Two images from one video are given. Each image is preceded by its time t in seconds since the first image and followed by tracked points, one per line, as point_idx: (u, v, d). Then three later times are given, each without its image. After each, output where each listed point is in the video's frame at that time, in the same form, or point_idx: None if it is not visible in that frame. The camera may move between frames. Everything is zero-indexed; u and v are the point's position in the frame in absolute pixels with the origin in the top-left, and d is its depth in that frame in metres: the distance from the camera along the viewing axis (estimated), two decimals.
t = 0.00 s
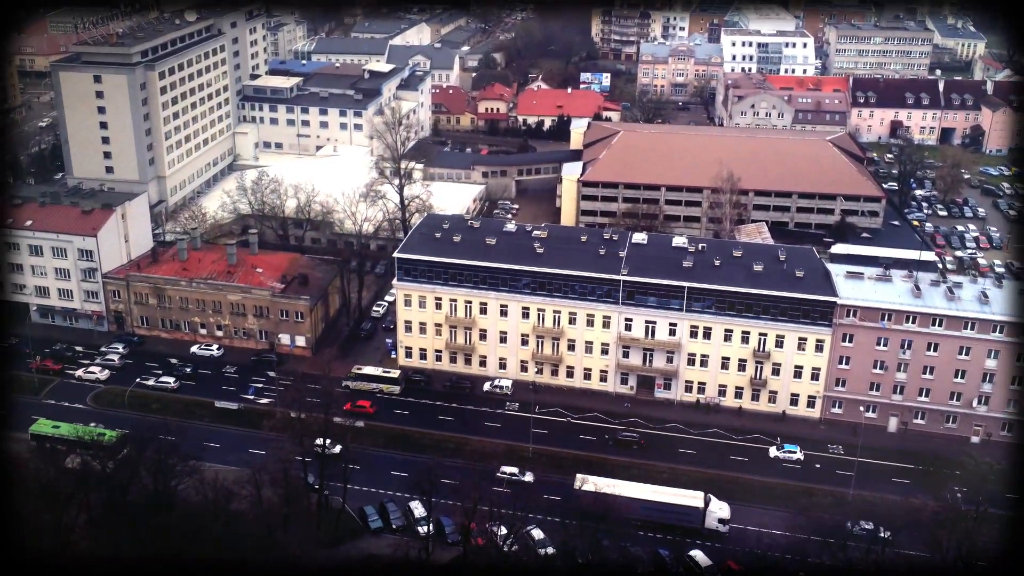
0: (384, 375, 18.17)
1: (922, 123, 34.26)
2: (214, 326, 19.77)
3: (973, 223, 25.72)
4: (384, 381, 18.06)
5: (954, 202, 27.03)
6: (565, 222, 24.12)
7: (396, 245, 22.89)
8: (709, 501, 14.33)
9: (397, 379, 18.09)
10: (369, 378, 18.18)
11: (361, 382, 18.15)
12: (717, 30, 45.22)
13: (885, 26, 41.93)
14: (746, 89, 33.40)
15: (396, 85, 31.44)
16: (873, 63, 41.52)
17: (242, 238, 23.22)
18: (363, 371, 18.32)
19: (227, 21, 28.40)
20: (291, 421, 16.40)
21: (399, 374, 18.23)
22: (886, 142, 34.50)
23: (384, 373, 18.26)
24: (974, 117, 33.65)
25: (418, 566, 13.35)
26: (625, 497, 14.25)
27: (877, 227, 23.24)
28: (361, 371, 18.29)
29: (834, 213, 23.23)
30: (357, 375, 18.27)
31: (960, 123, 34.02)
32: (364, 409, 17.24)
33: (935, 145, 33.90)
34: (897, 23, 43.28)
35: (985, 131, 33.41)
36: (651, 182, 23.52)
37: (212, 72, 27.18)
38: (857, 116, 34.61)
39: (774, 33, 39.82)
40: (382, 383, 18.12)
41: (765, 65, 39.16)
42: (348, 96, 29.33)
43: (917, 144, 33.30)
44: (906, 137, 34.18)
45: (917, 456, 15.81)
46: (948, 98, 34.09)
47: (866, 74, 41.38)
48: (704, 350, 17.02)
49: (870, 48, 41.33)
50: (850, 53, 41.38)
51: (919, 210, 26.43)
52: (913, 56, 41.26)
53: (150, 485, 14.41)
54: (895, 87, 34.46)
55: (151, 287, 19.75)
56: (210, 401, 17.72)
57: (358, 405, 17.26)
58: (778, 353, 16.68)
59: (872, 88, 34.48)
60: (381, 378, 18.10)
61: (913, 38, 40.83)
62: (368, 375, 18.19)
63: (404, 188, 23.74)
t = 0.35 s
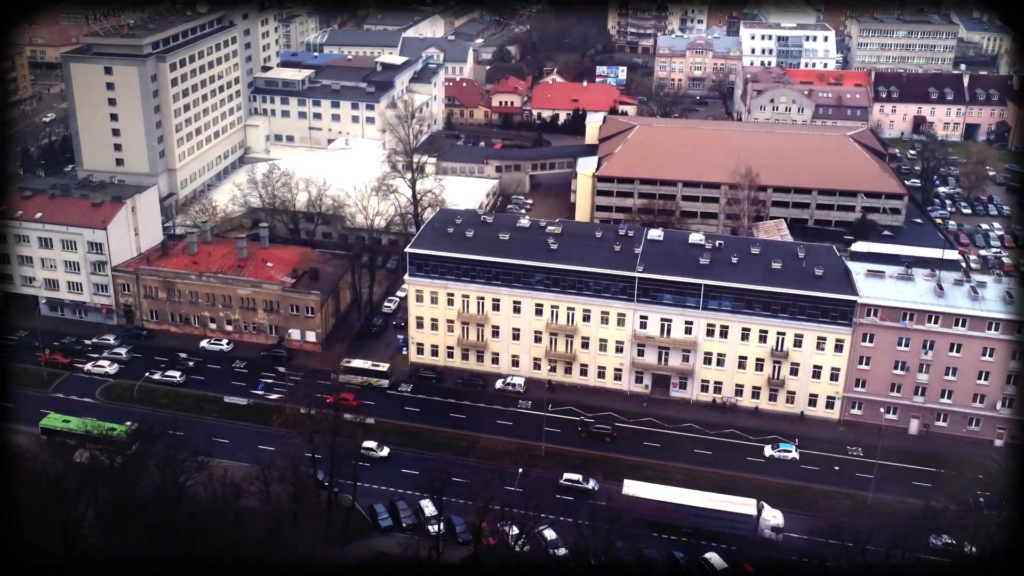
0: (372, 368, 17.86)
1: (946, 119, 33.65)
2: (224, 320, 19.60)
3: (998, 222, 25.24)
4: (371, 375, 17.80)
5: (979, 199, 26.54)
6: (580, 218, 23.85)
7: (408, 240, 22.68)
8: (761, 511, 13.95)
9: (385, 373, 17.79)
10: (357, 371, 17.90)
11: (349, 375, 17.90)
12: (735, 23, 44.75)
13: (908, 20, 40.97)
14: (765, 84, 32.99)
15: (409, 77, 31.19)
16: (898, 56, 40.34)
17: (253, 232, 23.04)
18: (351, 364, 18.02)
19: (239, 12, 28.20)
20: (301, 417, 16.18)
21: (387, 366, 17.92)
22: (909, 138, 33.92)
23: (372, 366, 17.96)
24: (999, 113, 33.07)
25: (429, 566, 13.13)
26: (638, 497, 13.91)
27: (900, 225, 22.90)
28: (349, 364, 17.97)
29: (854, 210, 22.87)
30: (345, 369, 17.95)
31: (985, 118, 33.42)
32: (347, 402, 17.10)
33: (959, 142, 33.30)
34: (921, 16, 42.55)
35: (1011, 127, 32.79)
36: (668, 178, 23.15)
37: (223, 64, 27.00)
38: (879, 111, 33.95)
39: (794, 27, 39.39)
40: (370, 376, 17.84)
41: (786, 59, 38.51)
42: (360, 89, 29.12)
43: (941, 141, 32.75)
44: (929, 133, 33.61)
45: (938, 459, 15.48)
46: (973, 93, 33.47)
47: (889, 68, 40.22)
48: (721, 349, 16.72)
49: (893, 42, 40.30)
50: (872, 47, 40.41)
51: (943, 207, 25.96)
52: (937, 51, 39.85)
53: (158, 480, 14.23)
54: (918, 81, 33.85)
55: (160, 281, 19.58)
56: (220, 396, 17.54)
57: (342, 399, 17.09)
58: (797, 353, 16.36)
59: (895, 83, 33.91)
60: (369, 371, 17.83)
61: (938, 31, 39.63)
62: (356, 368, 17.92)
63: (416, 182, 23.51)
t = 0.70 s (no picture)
0: (363, 360, 18.00)
1: (973, 114, 32.97)
2: (235, 314, 19.39)
3: None
4: (361, 367, 17.92)
5: (1006, 197, 25.98)
6: (597, 213, 23.57)
7: (422, 234, 22.43)
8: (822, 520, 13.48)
9: (375, 365, 17.92)
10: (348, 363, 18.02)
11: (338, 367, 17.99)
12: (757, 15, 44.19)
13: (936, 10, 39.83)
14: (787, 77, 32.52)
15: (424, 69, 30.91)
16: (924, 51, 39.26)
17: (265, 225, 22.84)
18: (341, 357, 18.18)
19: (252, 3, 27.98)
20: (312, 412, 15.95)
21: (377, 359, 18.03)
22: (935, 133, 33.26)
23: (362, 358, 18.10)
24: None
25: (441, 565, 12.87)
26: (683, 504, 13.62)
27: (925, 223, 22.50)
28: (339, 357, 18.15)
29: (879, 207, 22.49)
30: (336, 361, 18.11)
31: (1014, 114, 32.72)
32: (333, 394, 16.98)
33: (987, 137, 32.64)
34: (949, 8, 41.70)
35: None
36: (687, 173, 22.85)
37: (236, 55, 26.81)
38: (905, 106, 33.32)
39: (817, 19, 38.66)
40: (360, 369, 17.95)
41: (809, 52, 38.09)
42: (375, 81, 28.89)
43: (968, 136, 32.11)
44: (955, 128, 32.98)
45: (964, 463, 15.11)
46: (1001, 88, 32.78)
47: (915, 62, 39.17)
48: (740, 348, 16.40)
49: (919, 35, 39.22)
50: (897, 40, 39.29)
51: (969, 204, 25.42)
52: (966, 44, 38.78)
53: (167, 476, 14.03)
54: (945, 75, 33.18)
55: (171, 274, 19.40)
56: (230, 391, 17.34)
57: (327, 391, 17.02)
58: (818, 353, 16.03)
59: (922, 77, 33.24)
60: (359, 364, 17.95)
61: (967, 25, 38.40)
62: (345, 361, 18.06)
63: (430, 175, 23.24)
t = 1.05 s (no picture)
0: (354, 353, 17.83)
1: (999, 110, 32.39)
2: (246, 309, 19.20)
3: None
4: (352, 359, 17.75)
5: None
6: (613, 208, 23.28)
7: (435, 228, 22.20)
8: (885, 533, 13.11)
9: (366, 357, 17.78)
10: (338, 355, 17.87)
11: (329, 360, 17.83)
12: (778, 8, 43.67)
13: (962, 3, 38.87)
14: (809, 71, 32.10)
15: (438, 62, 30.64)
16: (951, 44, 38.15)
17: (276, 219, 22.65)
18: (332, 349, 18.02)
19: None
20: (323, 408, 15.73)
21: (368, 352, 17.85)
22: (961, 129, 32.67)
23: (353, 351, 17.95)
24: None
25: (452, 565, 12.64)
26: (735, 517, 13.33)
27: (949, 221, 22.11)
28: (330, 349, 18.00)
29: (902, 204, 22.14)
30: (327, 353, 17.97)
31: None
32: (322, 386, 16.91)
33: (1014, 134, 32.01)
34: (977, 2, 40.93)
35: None
36: (705, 168, 22.56)
37: (248, 47, 26.61)
38: (929, 101, 32.71)
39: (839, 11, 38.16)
40: (351, 361, 17.80)
41: (830, 45, 37.51)
42: (388, 73, 28.64)
43: (995, 132, 31.56)
44: (982, 124, 32.40)
45: (987, 467, 14.78)
46: None
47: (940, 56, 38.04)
48: (759, 347, 16.10)
49: (944, 29, 38.29)
50: (921, 34, 38.34)
51: (994, 202, 24.96)
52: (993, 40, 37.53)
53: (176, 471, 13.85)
54: (972, 70, 32.59)
55: (182, 267, 19.23)
56: (240, 386, 17.16)
57: (317, 383, 16.95)
58: (838, 353, 15.71)
59: (948, 72, 32.59)
60: (350, 355, 17.80)
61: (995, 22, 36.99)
62: (336, 353, 17.92)
63: (443, 169, 22.99)
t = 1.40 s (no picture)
0: (346, 345, 17.96)
1: None
2: (257, 303, 18.98)
3: None
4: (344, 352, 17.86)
5: None
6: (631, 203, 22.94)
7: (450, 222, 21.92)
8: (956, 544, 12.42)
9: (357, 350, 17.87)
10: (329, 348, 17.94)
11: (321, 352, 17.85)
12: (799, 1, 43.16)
13: None
14: (832, 65, 31.65)
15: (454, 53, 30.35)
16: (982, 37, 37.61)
17: (289, 211, 22.43)
18: (323, 341, 18.07)
19: None
20: (335, 404, 15.51)
21: (359, 345, 18.03)
22: (989, 125, 32.14)
23: (344, 343, 18.04)
24: None
25: (463, 566, 12.38)
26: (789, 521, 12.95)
27: (976, 219, 21.66)
28: (321, 341, 18.04)
29: (928, 202, 21.71)
30: (319, 346, 17.97)
31: None
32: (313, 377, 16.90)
33: None
34: None
35: None
36: (726, 163, 22.21)
37: (261, 38, 26.39)
38: (956, 95, 32.14)
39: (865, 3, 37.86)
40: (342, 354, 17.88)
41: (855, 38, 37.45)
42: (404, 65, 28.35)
43: None
44: (1009, 119, 31.88)
45: (1014, 471, 14.42)
46: None
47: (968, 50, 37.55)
48: (780, 347, 15.78)
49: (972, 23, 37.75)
50: (950, 27, 37.76)
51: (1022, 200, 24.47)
52: None
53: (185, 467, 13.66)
54: (1000, 64, 32.04)
55: (193, 260, 19.03)
56: (251, 380, 16.96)
57: (308, 374, 16.92)
58: (861, 353, 15.38)
59: (975, 65, 32.05)
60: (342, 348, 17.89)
61: None
62: (327, 345, 17.98)
63: (458, 162, 22.70)
